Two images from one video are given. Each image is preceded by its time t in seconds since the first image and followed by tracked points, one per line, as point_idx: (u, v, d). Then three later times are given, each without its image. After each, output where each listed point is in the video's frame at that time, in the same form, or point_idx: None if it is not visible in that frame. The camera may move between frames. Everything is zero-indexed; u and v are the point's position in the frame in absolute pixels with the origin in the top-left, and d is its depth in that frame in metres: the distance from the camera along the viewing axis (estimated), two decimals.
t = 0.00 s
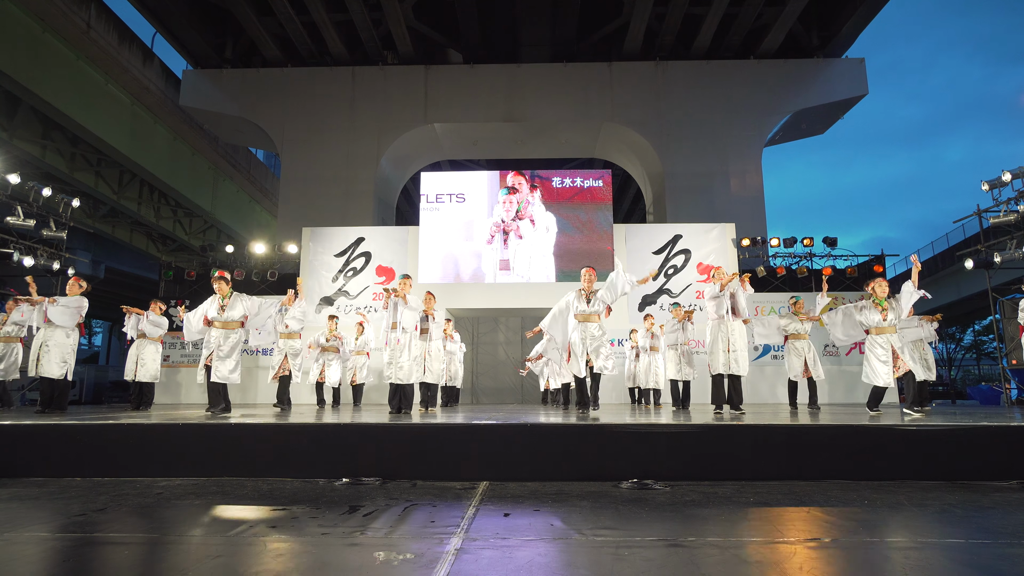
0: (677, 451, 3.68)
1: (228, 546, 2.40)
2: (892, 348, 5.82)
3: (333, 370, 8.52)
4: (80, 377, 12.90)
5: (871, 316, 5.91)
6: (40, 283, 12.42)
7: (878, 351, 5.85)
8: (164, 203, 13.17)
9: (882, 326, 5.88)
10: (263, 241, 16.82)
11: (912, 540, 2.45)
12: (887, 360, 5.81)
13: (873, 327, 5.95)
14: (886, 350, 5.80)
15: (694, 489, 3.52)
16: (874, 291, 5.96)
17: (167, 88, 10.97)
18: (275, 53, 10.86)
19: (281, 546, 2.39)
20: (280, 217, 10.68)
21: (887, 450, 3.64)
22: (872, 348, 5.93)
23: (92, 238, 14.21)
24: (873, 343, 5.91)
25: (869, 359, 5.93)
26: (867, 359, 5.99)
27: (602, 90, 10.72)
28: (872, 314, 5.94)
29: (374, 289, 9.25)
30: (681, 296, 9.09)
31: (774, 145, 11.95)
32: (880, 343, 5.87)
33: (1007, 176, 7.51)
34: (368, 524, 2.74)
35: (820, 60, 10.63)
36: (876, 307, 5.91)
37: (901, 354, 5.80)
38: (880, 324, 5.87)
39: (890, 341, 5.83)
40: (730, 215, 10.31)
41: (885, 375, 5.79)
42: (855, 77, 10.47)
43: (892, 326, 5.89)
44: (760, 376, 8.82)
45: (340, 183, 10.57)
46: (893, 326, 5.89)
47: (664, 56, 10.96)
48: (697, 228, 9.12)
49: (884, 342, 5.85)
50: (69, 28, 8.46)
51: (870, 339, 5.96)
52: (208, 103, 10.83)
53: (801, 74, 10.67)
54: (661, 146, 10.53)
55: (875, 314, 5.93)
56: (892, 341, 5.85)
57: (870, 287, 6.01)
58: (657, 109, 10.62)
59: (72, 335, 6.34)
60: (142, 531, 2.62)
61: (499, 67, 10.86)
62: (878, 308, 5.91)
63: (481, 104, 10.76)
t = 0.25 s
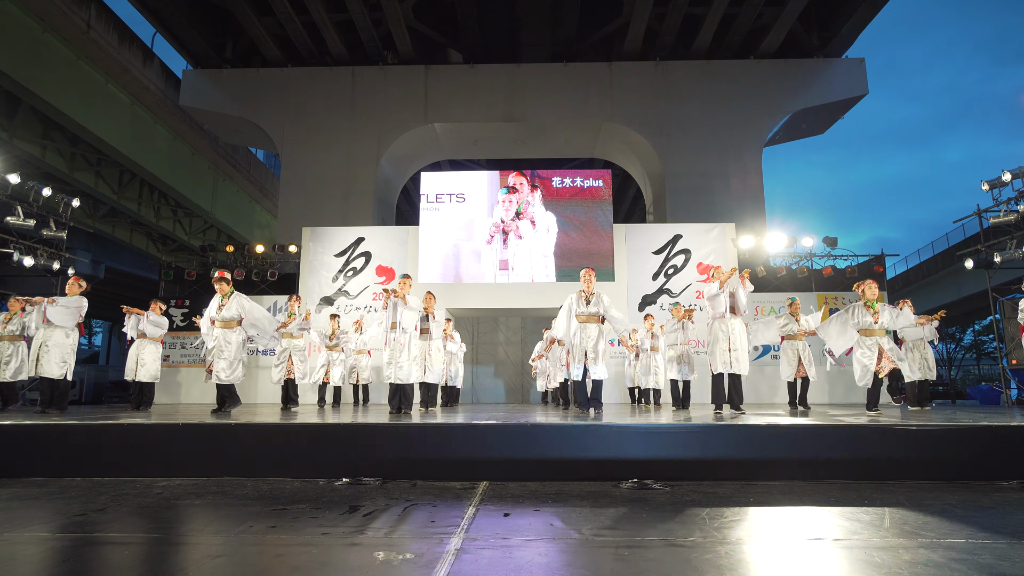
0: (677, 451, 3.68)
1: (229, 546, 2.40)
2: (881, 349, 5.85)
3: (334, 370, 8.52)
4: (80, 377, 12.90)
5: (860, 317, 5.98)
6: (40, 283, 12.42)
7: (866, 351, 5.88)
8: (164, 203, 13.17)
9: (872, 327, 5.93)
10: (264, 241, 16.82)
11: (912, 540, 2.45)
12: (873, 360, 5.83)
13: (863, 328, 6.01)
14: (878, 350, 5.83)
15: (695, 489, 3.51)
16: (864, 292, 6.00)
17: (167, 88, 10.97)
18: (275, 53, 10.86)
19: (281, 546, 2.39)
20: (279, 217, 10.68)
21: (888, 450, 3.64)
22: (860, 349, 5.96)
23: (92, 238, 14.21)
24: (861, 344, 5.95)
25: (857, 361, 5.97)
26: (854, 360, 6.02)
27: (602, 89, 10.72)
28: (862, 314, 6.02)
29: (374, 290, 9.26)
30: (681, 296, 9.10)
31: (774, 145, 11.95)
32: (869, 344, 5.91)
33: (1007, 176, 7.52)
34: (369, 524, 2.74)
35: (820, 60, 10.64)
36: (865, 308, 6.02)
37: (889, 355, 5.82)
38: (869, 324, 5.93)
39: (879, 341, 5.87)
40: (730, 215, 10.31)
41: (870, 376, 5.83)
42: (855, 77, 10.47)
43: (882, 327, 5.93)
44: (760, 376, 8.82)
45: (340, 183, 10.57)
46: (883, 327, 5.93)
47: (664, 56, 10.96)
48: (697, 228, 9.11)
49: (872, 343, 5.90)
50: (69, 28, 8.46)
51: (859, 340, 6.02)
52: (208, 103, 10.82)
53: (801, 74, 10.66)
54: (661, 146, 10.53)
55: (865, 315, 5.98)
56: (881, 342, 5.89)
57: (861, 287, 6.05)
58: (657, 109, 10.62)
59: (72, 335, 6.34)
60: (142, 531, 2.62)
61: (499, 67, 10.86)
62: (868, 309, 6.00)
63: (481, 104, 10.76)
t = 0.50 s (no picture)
0: (677, 451, 3.68)
1: (228, 546, 2.40)
2: (875, 354, 5.89)
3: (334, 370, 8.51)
4: (80, 377, 12.90)
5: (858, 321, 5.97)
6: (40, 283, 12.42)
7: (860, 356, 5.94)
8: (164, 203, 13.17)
9: (870, 332, 5.92)
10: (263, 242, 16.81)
11: (911, 540, 2.45)
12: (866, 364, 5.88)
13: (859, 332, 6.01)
14: (872, 356, 5.88)
15: (695, 489, 3.51)
16: (863, 297, 5.96)
17: (167, 88, 10.97)
18: (275, 53, 10.86)
19: (281, 546, 2.39)
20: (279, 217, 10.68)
21: (887, 450, 3.64)
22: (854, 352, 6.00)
23: (92, 238, 14.21)
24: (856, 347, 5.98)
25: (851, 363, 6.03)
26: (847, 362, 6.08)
27: (602, 90, 10.72)
28: (860, 318, 6.00)
29: (374, 289, 9.26)
30: (681, 296, 9.10)
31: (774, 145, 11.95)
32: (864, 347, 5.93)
33: (1006, 176, 7.52)
34: (368, 524, 2.74)
35: (820, 61, 10.64)
36: (864, 313, 5.98)
37: (883, 360, 5.86)
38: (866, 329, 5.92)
39: (874, 346, 5.88)
40: (730, 215, 10.31)
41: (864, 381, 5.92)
42: (855, 77, 10.47)
43: (880, 332, 5.92)
44: (760, 376, 8.81)
45: (340, 183, 10.57)
46: (880, 332, 5.93)
47: (664, 56, 10.97)
48: (697, 228, 9.12)
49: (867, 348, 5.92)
50: (69, 28, 8.45)
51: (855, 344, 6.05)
52: (208, 103, 10.82)
53: (801, 74, 10.67)
54: (661, 146, 10.53)
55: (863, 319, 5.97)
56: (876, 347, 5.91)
57: (859, 291, 6.00)
58: (657, 109, 10.62)
59: (72, 336, 6.33)
60: (142, 531, 2.62)
61: (499, 67, 10.86)
62: (866, 313, 5.98)
63: (481, 104, 10.76)
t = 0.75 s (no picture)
0: (677, 450, 3.68)
1: (228, 545, 2.40)
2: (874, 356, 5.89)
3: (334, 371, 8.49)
4: (80, 377, 12.91)
5: (857, 323, 5.98)
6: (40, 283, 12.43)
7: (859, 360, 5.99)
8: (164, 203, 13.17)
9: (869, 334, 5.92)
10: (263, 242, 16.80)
11: (911, 540, 2.45)
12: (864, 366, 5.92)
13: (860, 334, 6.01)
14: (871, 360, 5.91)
15: (695, 489, 3.51)
16: (863, 299, 5.91)
17: (167, 88, 10.97)
18: (275, 53, 10.86)
19: (281, 546, 2.39)
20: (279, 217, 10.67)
21: (887, 450, 3.64)
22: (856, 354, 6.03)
23: (92, 238, 14.20)
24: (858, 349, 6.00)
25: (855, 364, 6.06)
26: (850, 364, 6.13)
27: (601, 89, 10.72)
28: (860, 322, 5.98)
29: (374, 289, 9.26)
30: (681, 296, 9.09)
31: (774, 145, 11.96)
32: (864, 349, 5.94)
33: (1007, 176, 7.52)
34: (368, 524, 2.74)
35: (820, 61, 10.64)
36: (864, 317, 5.94)
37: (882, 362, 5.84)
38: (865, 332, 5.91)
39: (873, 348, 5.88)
40: (730, 215, 10.31)
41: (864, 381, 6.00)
42: (855, 77, 10.47)
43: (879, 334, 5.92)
44: (760, 376, 8.81)
45: (340, 183, 10.58)
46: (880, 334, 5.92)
47: (664, 56, 10.97)
48: (697, 228, 9.12)
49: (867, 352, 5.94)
50: (69, 28, 8.45)
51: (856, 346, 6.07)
52: (207, 103, 10.81)
53: (801, 74, 10.67)
54: (661, 146, 10.52)
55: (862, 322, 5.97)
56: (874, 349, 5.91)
57: (860, 295, 5.95)
58: (657, 108, 10.62)
59: (72, 337, 6.33)
60: (141, 531, 2.63)
61: (499, 66, 10.86)
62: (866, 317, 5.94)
63: (481, 104, 10.76)
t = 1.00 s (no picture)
0: (677, 450, 3.68)
1: (228, 546, 2.40)
2: (875, 357, 5.90)
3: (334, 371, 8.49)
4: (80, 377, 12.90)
5: (857, 324, 5.98)
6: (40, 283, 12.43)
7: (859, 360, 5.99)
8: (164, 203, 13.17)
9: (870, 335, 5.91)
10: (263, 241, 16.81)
11: (911, 540, 2.45)
12: (865, 367, 5.93)
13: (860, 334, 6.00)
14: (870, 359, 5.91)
15: (695, 489, 3.51)
16: (864, 301, 5.94)
17: (167, 88, 10.97)
18: (274, 53, 10.86)
19: (281, 546, 2.39)
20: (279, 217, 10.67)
21: (887, 450, 3.64)
22: (856, 355, 6.05)
23: (92, 238, 14.20)
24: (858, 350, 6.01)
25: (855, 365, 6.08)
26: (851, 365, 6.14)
27: (601, 90, 10.72)
28: (860, 322, 5.98)
29: (374, 289, 9.26)
30: (681, 296, 9.09)
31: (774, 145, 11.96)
32: (864, 350, 5.95)
33: (1007, 176, 7.52)
34: (369, 524, 2.74)
35: (820, 61, 10.63)
36: (864, 316, 5.95)
37: (882, 362, 5.84)
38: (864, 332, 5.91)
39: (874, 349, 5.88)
40: (730, 215, 10.31)
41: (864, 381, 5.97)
42: (855, 77, 10.47)
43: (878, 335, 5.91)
44: (760, 376, 8.82)
45: (340, 183, 10.57)
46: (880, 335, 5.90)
47: (664, 55, 10.96)
48: (697, 228, 9.12)
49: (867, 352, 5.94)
50: (69, 28, 8.45)
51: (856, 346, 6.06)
52: (207, 103, 10.81)
53: (801, 74, 10.67)
54: (661, 146, 10.52)
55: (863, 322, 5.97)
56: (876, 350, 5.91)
57: (862, 296, 6.00)
58: (657, 108, 10.62)
59: (75, 336, 6.33)
60: (141, 531, 2.62)
61: (499, 66, 10.86)
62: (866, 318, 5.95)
63: (481, 104, 10.76)
